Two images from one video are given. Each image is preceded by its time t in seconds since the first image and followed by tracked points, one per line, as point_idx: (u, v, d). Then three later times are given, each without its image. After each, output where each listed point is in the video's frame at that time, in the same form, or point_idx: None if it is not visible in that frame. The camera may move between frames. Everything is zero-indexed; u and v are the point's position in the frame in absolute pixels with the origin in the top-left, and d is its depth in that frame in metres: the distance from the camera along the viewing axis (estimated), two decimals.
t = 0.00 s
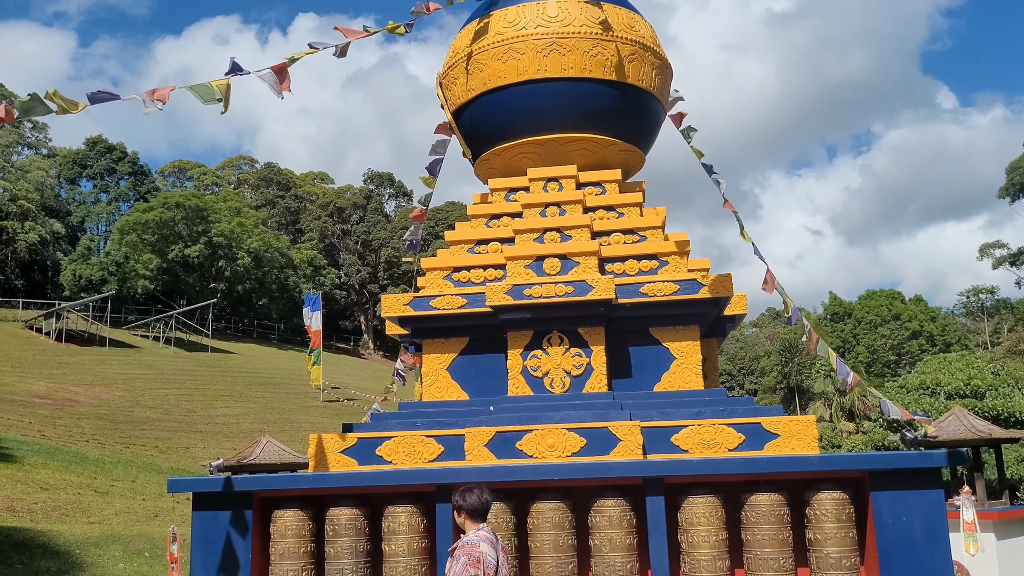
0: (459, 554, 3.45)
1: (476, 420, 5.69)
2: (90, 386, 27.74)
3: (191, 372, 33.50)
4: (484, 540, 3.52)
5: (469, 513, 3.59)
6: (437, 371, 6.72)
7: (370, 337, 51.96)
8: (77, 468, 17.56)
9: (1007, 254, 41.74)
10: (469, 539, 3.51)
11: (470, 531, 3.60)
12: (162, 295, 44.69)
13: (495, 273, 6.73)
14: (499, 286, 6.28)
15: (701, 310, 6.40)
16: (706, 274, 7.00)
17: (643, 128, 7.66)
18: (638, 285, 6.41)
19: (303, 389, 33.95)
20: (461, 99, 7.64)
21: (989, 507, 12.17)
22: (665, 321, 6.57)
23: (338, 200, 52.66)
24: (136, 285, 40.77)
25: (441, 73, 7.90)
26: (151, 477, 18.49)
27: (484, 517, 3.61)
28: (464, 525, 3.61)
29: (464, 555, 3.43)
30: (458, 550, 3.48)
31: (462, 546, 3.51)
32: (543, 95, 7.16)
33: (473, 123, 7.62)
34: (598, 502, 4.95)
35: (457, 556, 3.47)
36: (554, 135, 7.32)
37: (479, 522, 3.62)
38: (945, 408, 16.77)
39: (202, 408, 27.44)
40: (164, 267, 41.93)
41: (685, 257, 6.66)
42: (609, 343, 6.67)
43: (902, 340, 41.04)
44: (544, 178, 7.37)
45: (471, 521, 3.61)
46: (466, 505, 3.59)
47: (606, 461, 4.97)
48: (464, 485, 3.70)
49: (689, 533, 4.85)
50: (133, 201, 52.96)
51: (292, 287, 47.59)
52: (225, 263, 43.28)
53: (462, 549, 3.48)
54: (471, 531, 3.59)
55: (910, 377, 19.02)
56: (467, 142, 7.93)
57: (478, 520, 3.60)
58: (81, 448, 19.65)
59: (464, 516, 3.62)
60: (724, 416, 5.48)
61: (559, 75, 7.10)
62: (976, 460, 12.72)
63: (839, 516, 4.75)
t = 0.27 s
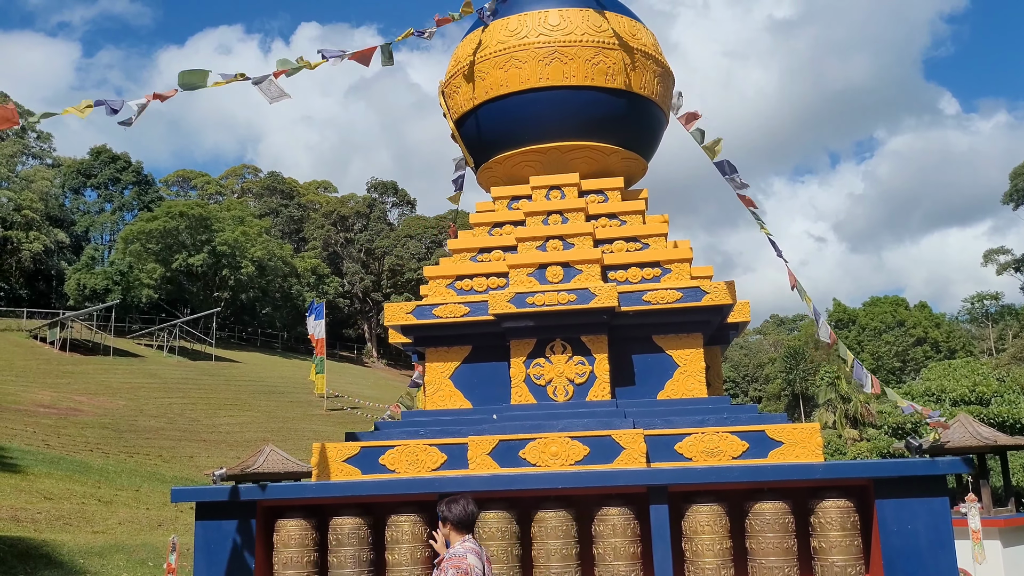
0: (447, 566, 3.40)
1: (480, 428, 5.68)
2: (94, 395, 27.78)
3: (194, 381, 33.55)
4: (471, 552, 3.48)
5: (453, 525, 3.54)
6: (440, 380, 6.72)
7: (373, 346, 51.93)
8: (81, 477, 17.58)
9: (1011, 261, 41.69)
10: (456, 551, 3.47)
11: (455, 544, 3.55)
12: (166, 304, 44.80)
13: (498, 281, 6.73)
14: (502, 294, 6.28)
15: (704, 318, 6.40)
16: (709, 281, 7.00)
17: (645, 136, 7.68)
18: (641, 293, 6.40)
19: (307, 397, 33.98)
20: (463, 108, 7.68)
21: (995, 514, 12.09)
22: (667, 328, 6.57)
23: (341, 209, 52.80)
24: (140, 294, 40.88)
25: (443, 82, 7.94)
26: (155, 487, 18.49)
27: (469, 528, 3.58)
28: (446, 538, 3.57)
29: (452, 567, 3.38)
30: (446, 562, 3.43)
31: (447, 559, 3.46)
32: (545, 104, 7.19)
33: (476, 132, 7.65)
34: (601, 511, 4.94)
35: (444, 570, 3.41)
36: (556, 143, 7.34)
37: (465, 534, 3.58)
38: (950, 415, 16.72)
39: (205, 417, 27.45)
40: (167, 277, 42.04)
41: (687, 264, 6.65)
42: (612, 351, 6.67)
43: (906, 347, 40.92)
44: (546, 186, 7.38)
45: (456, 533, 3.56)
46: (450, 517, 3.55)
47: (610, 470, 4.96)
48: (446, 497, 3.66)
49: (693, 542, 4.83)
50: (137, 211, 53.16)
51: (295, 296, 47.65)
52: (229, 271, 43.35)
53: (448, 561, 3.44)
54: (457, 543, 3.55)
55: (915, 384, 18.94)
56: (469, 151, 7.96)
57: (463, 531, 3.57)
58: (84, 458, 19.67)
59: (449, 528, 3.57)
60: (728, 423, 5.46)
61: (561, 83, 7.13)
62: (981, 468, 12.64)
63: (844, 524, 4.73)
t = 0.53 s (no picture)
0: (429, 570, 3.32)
1: (481, 430, 5.69)
2: (95, 397, 27.79)
3: (195, 383, 33.57)
4: (452, 555, 3.41)
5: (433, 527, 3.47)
6: (441, 382, 6.73)
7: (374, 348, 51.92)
8: (82, 479, 17.59)
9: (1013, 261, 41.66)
10: (438, 554, 3.40)
11: (436, 546, 3.48)
12: (167, 306, 44.83)
13: (499, 283, 6.74)
14: (502, 295, 6.28)
15: (705, 319, 6.40)
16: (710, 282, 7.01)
17: (645, 138, 7.68)
18: (642, 294, 6.40)
19: (308, 399, 34.02)
20: (464, 110, 7.70)
21: (996, 516, 12.08)
22: (668, 330, 6.57)
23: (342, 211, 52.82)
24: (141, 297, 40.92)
25: (445, 84, 7.95)
26: (156, 489, 18.50)
27: (449, 530, 3.51)
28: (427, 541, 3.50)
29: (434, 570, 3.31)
30: (427, 566, 3.36)
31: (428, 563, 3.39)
32: (546, 106, 7.19)
33: (477, 133, 7.66)
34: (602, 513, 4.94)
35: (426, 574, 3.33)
36: (557, 145, 7.34)
37: (445, 536, 3.51)
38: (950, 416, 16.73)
39: (206, 419, 27.44)
40: (168, 279, 42.06)
41: (688, 265, 6.65)
42: (612, 353, 6.67)
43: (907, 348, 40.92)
44: (547, 188, 7.39)
45: (437, 536, 3.49)
46: (430, 517, 3.49)
47: (611, 471, 4.96)
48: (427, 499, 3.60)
49: (694, 544, 4.83)
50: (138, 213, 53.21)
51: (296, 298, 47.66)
52: (230, 274, 43.34)
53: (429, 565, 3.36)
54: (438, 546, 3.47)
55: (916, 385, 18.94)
56: (470, 153, 7.96)
57: (444, 534, 3.50)
58: (85, 460, 19.66)
59: (429, 531, 3.50)
60: (729, 425, 5.46)
61: (562, 85, 7.14)
62: (983, 469, 12.62)
63: (845, 526, 4.73)
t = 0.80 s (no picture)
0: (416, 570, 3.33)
1: (482, 430, 5.69)
2: (96, 398, 27.81)
3: (196, 383, 33.59)
4: (439, 554, 3.42)
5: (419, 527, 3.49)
6: (442, 382, 6.74)
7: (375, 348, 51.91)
8: (83, 479, 17.61)
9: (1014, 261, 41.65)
10: (425, 554, 3.41)
11: (423, 546, 3.50)
12: (168, 306, 44.83)
13: (500, 283, 6.74)
14: (503, 295, 6.29)
15: (706, 319, 6.40)
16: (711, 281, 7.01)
17: (646, 138, 7.68)
18: (642, 294, 6.41)
19: (308, 399, 34.04)
20: (465, 110, 7.70)
21: (997, 515, 12.08)
22: (669, 330, 6.57)
23: (343, 211, 52.83)
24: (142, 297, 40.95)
25: (446, 84, 7.96)
26: (158, 489, 18.51)
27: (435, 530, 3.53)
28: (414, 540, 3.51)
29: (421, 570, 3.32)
30: (415, 566, 3.37)
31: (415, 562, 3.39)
32: (546, 106, 7.20)
33: (478, 134, 7.67)
34: (603, 512, 4.94)
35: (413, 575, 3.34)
36: (558, 144, 7.35)
37: (431, 536, 3.53)
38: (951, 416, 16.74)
39: (207, 419, 27.45)
40: (169, 279, 42.07)
41: (689, 265, 6.65)
42: (613, 353, 6.68)
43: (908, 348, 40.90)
44: (548, 188, 7.40)
45: (423, 535, 3.51)
46: (415, 519, 3.50)
47: (611, 471, 4.96)
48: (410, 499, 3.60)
49: (696, 543, 4.83)
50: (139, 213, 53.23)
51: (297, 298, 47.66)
52: (230, 274, 43.33)
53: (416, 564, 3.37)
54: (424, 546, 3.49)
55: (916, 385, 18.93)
56: (471, 153, 7.97)
57: (429, 533, 3.52)
58: (87, 460, 19.68)
59: (415, 531, 3.51)
60: (729, 425, 5.47)
61: (563, 85, 7.14)
62: (984, 469, 12.62)
63: (846, 525, 4.73)
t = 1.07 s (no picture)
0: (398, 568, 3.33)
1: (479, 428, 5.70)
2: (93, 396, 27.75)
3: (193, 381, 33.55)
4: (422, 552, 3.42)
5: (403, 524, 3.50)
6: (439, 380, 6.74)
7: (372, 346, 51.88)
8: (79, 477, 17.59)
9: (1010, 260, 41.77)
10: (408, 552, 3.41)
11: (407, 543, 3.50)
12: (165, 304, 44.75)
13: (497, 281, 6.75)
14: (501, 294, 6.29)
15: (703, 317, 6.41)
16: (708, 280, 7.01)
17: (643, 136, 7.69)
18: (640, 292, 6.42)
19: (305, 397, 34.03)
20: (462, 108, 7.69)
21: (992, 513, 12.12)
22: (666, 328, 6.58)
23: (340, 209, 52.76)
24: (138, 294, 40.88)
25: (443, 82, 7.95)
26: (154, 487, 18.50)
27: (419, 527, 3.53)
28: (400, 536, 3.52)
29: (404, 568, 3.32)
30: (397, 564, 3.37)
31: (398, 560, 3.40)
32: (544, 105, 7.20)
33: (476, 132, 7.66)
34: (601, 510, 4.95)
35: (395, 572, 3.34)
36: (556, 143, 7.35)
37: (416, 533, 3.54)
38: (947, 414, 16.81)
39: (204, 417, 27.42)
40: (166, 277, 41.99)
41: (686, 263, 6.66)
42: (610, 351, 6.69)
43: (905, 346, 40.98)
44: (545, 187, 7.40)
45: (408, 533, 3.52)
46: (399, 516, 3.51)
47: (608, 469, 4.97)
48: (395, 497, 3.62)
49: (692, 540, 4.85)
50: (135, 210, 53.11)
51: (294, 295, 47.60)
52: (227, 271, 43.24)
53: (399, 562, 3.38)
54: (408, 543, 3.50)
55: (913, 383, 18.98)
56: (469, 151, 7.96)
57: (414, 530, 3.52)
58: (83, 458, 19.65)
59: (401, 528, 3.52)
60: (726, 423, 5.48)
61: (561, 83, 7.14)
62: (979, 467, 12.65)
63: (842, 523, 4.75)
